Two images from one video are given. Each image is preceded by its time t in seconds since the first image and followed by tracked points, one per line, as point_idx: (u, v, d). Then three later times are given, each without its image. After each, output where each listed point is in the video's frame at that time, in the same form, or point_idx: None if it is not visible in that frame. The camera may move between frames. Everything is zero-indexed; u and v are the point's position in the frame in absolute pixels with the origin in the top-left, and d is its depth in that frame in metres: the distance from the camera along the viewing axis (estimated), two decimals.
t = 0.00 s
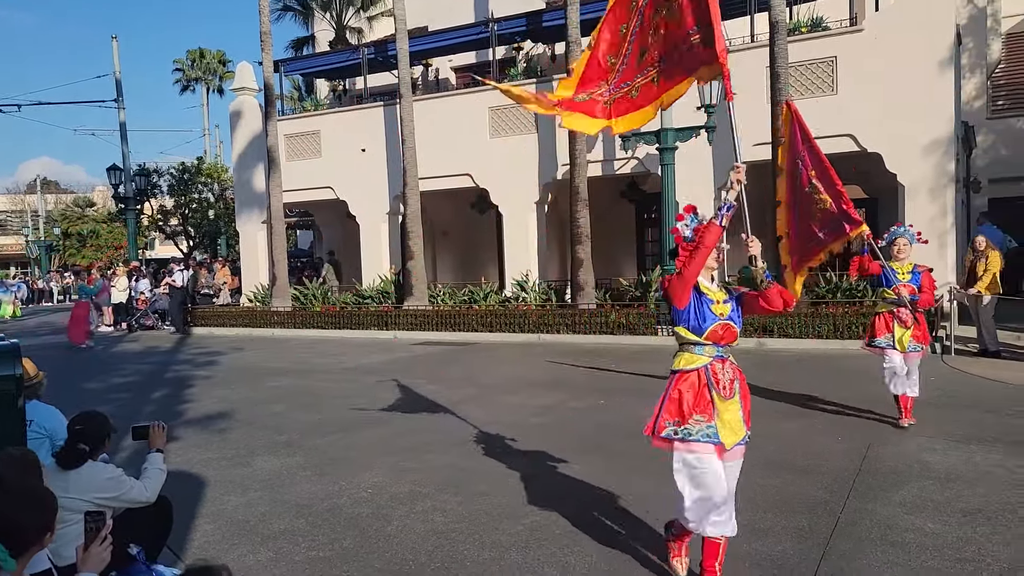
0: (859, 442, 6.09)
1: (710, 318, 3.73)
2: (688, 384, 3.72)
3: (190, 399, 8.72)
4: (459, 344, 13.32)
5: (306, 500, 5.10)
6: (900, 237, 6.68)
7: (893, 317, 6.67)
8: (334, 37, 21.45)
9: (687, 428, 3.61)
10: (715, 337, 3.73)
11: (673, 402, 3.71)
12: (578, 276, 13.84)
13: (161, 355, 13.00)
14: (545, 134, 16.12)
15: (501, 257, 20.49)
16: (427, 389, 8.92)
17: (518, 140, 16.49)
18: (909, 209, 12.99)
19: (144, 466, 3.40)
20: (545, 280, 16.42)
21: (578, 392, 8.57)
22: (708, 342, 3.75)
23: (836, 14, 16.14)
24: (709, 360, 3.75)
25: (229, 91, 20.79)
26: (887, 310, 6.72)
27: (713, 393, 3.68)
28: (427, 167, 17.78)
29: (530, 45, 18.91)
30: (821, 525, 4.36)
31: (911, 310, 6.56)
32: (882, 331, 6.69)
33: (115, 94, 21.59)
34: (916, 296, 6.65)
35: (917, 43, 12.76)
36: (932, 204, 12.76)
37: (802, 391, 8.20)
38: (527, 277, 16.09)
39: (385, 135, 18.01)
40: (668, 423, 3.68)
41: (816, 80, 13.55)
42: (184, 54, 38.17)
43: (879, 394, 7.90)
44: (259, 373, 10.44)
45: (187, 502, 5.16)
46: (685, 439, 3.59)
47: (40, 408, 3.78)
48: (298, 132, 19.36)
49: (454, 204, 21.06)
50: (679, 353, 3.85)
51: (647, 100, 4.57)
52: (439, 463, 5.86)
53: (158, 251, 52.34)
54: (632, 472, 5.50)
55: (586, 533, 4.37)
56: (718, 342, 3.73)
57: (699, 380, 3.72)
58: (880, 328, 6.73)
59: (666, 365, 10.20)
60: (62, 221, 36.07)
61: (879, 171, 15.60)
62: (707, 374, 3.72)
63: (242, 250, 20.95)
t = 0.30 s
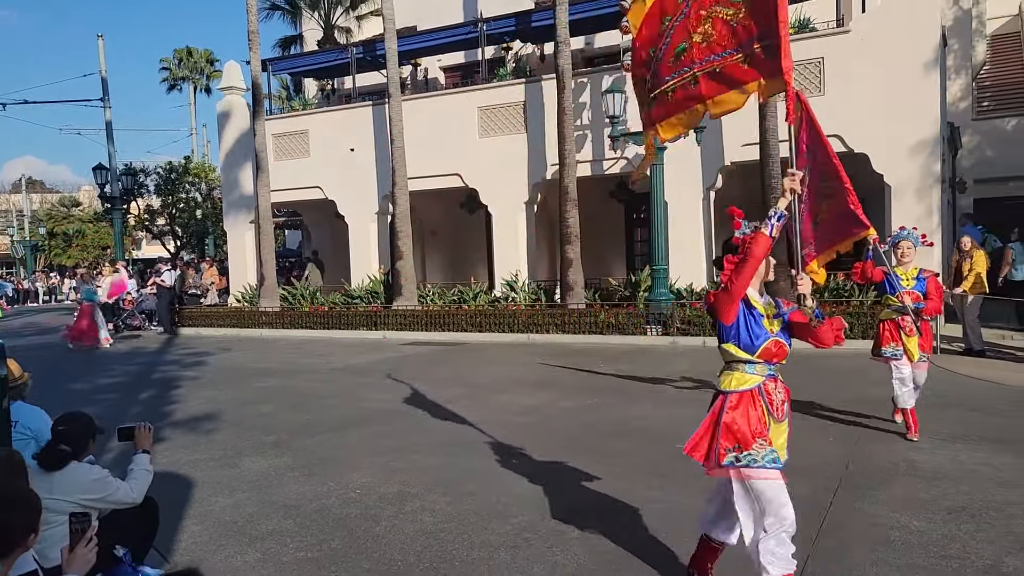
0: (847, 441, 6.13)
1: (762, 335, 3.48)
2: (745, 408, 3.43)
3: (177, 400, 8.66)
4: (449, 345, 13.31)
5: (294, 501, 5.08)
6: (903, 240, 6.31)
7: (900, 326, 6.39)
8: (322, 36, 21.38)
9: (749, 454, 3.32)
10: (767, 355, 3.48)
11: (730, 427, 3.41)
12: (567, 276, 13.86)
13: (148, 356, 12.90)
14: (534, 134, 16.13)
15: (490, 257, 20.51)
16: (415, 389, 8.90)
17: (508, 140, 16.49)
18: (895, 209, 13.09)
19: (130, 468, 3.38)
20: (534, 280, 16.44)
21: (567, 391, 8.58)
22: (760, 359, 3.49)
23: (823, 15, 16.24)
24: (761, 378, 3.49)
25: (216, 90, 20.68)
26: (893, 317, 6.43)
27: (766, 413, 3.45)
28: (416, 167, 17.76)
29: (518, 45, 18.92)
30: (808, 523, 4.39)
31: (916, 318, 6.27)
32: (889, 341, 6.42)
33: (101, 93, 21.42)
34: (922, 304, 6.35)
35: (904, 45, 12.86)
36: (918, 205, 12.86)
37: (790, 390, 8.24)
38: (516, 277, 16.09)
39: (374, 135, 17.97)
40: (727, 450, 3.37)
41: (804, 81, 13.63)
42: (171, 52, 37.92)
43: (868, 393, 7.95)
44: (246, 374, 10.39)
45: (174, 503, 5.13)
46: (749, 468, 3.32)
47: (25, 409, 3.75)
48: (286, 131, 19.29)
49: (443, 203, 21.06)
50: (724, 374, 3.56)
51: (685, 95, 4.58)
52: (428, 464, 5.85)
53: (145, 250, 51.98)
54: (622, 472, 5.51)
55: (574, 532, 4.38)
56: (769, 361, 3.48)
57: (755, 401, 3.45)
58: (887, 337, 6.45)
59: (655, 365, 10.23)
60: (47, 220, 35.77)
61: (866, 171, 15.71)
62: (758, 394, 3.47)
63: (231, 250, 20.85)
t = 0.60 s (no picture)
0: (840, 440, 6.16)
1: (850, 335, 3.30)
2: (823, 411, 3.26)
3: (170, 401, 8.63)
4: (442, 345, 13.30)
5: (289, 501, 5.08)
6: (918, 238, 6.08)
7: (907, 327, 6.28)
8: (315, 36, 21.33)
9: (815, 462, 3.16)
10: (852, 357, 3.31)
11: (802, 429, 3.24)
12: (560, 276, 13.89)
13: (141, 356, 12.85)
14: (527, 135, 16.15)
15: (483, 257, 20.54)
16: (409, 390, 8.90)
17: (501, 140, 16.51)
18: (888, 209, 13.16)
19: (123, 468, 3.39)
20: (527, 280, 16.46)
21: (561, 391, 8.59)
22: (845, 360, 3.30)
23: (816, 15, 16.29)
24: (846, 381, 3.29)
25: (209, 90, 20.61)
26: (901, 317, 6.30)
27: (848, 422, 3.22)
28: (410, 167, 17.75)
29: (512, 46, 18.93)
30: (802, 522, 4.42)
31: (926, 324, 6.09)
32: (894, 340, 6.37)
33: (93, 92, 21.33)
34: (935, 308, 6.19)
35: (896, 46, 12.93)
36: (910, 204, 12.94)
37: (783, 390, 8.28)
38: (510, 277, 16.10)
39: (368, 135, 17.94)
40: (793, 452, 3.22)
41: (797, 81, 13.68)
42: (163, 52, 37.78)
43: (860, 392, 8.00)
44: (240, 374, 10.36)
45: (167, 504, 5.11)
46: (807, 475, 3.16)
47: (18, 410, 3.74)
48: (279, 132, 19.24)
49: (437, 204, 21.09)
50: (799, 373, 3.40)
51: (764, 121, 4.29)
52: (422, 464, 5.85)
53: (138, 251, 51.79)
54: (616, 471, 5.53)
55: (569, 531, 4.39)
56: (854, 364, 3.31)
57: (836, 407, 3.26)
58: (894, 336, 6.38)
59: (649, 365, 10.26)
60: (39, 220, 35.61)
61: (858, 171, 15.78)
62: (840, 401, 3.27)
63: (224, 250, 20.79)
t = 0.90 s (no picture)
0: (835, 439, 6.19)
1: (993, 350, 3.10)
2: (965, 436, 3.03)
3: (165, 401, 8.60)
4: (438, 345, 13.29)
5: (285, 501, 5.07)
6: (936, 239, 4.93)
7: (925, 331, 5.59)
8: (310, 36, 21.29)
9: (959, 492, 2.95)
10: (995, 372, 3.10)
11: (945, 457, 3.02)
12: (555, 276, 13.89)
13: (136, 356, 12.81)
14: (522, 134, 16.15)
15: (478, 256, 20.54)
16: (405, 390, 8.90)
17: (496, 140, 16.50)
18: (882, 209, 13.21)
19: (118, 469, 3.38)
20: (522, 280, 16.47)
21: (557, 391, 8.60)
22: (987, 378, 3.08)
23: (810, 16, 16.34)
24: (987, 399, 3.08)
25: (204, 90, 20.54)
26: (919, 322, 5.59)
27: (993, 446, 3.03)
28: (405, 167, 17.73)
29: (507, 45, 18.93)
30: (797, 521, 4.43)
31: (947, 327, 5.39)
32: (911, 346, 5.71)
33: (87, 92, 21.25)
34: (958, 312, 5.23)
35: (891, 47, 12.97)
36: (905, 205, 13.00)
37: (778, 389, 8.30)
38: (505, 277, 16.09)
39: (363, 135, 17.92)
40: (936, 481, 3.00)
41: (792, 81, 13.72)
42: (158, 51, 37.64)
43: (854, 391, 8.03)
44: (236, 374, 10.34)
45: (163, 504, 5.10)
46: (950, 504, 2.96)
47: (13, 410, 3.72)
48: (274, 131, 19.19)
49: (432, 203, 21.09)
50: (932, 391, 3.16)
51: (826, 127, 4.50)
52: (417, 464, 5.85)
53: (132, 251, 51.65)
54: (610, 470, 5.54)
55: (565, 531, 4.40)
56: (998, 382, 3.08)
57: (977, 430, 3.04)
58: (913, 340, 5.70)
59: (644, 364, 10.27)
60: (33, 220, 35.48)
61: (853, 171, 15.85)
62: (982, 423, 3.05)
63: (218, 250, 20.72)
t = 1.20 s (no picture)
0: (835, 440, 6.18)
1: None
2: None
3: (164, 400, 8.59)
4: (437, 344, 13.28)
5: (284, 500, 5.06)
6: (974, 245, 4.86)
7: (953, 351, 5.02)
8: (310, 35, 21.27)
9: None
10: None
11: None
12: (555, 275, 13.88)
13: (135, 356, 12.79)
14: (522, 134, 16.14)
15: (477, 256, 20.54)
16: (404, 389, 8.89)
17: (496, 140, 16.49)
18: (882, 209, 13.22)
19: (118, 468, 3.37)
20: (522, 279, 16.46)
21: (557, 391, 8.59)
22: None
23: (810, 16, 16.35)
24: None
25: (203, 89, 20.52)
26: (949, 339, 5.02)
27: None
28: (405, 166, 17.71)
29: (507, 45, 18.93)
30: (798, 522, 4.42)
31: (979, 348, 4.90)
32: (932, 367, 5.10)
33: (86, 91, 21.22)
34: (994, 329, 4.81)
35: (891, 46, 12.98)
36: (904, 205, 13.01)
37: (778, 390, 8.30)
38: (504, 276, 16.08)
39: (362, 134, 17.91)
40: None
41: (791, 81, 13.73)
42: (157, 50, 37.60)
43: (853, 392, 8.02)
44: (235, 373, 10.33)
45: (162, 504, 5.08)
46: None
47: (13, 409, 3.71)
48: (273, 131, 19.17)
49: (432, 203, 21.08)
50: None
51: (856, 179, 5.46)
52: (416, 463, 5.84)
53: (132, 250, 51.60)
54: (609, 470, 5.54)
55: (565, 531, 4.39)
56: None
57: None
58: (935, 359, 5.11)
59: (644, 364, 10.25)
60: (33, 219, 35.45)
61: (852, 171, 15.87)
62: None
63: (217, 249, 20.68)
